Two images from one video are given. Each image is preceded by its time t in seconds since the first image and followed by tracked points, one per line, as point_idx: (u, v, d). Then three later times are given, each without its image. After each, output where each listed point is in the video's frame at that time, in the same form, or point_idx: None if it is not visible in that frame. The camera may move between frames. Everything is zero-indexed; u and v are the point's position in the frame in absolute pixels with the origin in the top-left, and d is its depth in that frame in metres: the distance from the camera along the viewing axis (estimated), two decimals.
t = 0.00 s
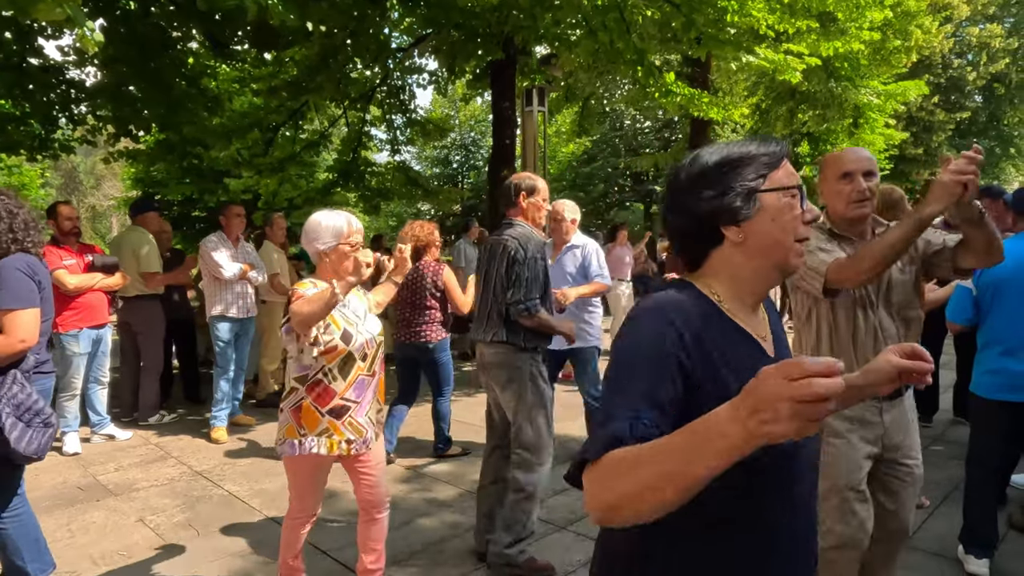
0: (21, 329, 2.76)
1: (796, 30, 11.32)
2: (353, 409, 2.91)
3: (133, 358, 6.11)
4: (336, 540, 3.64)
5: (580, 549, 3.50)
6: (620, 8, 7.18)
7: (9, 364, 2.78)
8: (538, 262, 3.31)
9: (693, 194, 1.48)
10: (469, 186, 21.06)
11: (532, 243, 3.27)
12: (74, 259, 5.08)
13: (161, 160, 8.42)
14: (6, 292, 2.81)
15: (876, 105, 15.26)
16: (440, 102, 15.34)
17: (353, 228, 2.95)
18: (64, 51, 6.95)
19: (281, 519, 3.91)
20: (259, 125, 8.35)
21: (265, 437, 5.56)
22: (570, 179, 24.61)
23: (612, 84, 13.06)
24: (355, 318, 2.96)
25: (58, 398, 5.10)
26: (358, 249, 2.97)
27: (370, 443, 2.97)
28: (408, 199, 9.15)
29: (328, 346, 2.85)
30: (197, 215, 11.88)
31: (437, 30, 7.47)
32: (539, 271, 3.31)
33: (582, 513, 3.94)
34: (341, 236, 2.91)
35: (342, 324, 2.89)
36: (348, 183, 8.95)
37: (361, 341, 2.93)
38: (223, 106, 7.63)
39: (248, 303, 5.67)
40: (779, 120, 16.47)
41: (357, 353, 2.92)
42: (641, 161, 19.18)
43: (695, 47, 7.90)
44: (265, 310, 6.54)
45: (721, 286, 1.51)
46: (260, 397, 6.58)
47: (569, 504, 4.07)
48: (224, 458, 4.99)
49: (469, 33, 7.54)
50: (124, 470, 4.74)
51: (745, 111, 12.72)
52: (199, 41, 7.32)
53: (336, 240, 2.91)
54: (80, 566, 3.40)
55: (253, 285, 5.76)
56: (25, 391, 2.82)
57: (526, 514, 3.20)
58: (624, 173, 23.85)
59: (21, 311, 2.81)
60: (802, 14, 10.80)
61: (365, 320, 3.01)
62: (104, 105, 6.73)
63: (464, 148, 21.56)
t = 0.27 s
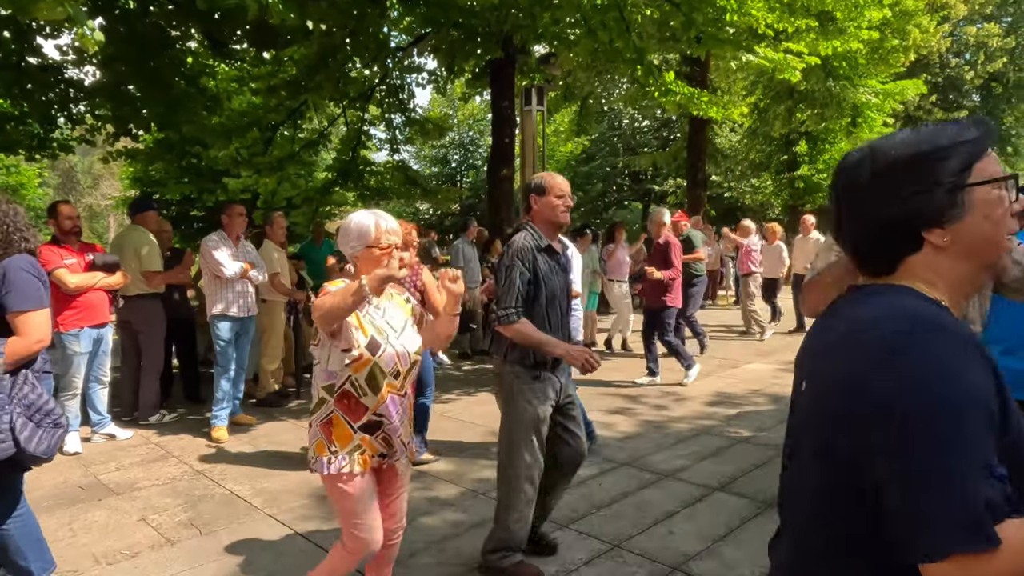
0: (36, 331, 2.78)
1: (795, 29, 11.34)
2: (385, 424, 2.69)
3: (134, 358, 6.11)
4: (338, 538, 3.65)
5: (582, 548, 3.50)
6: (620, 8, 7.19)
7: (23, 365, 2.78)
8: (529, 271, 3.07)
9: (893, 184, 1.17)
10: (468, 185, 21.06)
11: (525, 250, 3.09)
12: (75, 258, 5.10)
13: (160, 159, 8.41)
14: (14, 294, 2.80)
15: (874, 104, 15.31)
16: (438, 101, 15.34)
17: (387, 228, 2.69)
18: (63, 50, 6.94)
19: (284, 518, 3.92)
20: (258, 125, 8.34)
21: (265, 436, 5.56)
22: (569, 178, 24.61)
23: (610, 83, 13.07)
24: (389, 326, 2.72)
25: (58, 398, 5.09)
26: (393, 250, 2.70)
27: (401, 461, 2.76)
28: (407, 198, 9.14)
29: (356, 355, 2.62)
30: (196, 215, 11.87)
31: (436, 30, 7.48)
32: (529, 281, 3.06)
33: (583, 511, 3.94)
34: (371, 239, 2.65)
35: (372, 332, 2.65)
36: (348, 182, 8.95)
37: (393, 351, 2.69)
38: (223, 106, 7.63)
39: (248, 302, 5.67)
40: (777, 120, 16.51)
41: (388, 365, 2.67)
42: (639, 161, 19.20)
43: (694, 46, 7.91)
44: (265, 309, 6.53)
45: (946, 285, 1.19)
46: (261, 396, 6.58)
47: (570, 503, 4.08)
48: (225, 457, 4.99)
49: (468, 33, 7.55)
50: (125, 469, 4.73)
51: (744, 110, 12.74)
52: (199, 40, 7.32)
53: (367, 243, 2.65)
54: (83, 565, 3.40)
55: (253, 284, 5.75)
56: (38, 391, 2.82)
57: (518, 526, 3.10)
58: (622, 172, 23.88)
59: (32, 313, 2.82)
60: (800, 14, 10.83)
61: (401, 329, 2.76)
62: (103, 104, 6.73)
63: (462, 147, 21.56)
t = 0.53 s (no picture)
0: (37, 328, 2.81)
1: (795, 28, 11.34)
2: (398, 451, 2.32)
3: (135, 357, 6.11)
4: (340, 537, 3.65)
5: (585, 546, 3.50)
6: (620, 7, 7.19)
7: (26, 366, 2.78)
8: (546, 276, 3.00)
9: None
10: (467, 184, 21.07)
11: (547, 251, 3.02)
12: (76, 258, 5.11)
13: (160, 159, 8.40)
14: (12, 293, 2.77)
15: (874, 103, 15.33)
16: (438, 100, 15.33)
17: (424, 219, 2.39)
18: (63, 50, 6.93)
19: (286, 516, 3.92)
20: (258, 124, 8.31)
21: (267, 434, 5.56)
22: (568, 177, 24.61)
23: (610, 82, 13.07)
24: (414, 333, 2.35)
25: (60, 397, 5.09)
26: (431, 246, 2.39)
27: (417, 503, 2.33)
28: (407, 197, 9.14)
29: (367, 365, 2.31)
30: (195, 214, 11.86)
31: (436, 29, 7.48)
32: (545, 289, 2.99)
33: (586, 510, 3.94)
34: (401, 229, 2.36)
35: (386, 339, 2.31)
36: (348, 182, 8.98)
37: (410, 363, 2.31)
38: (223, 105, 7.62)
39: (249, 302, 5.66)
40: (776, 119, 16.52)
41: (407, 380, 2.31)
42: (638, 160, 19.20)
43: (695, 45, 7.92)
44: (266, 308, 6.54)
45: None
46: (261, 395, 6.58)
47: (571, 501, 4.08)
48: (228, 456, 4.99)
49: (468, 32, 7.54)
50: (127, 468, 4.73)
51: (743, 110, 12.75)
52: (199, 39, 7.31)
53: (398, 234, 2.36)
54: (86, 564, 3.40)
55: (254, 283, 5.74)
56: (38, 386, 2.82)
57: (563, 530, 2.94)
58: (621, 172, 23.90)
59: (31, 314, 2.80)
60: (800, 12, 10.83)
61: (431, 338, 2.36)
62: (102, 103, 6.72)
63: (461, 147, 21.55)
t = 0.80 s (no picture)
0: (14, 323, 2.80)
1: (796, 27, 11.32)
2: (470, 490, 1.99)
3: (136, 356, 6.10)
4: (343, 536, 3.65)
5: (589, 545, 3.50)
6: (621, 6, 7.18)
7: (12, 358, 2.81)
8: (578, 271, 2.89)
9: None
10: (467, 184, 21.06)
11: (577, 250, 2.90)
12: (78, 257, 5.10)
13: (161, 158, 8.40)
14: None
15: (874, 102, 15.33)
16: (438, 99, 15.33)
17: (493, 215, 2.05)
18: (64, 49, 6.93)
19: (289, 515, 3.92)
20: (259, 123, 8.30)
21: (268, 434, 5.56)
22: (568, 176, 24.60)
23: (610, 81, 13.07)
24: (483, 350, 2.00)
25: (62, 396, 5.09)
26: (502, 247, 2.05)
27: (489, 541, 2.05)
28: (407, 197, 9.12)
29: (431, 391, 1.96)
30: (195, 213, 11.85)
31: (437, 28, 7.47)
32: (577, 285, 2.88)
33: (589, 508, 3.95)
34: (468, 230, 2.02)
35: (450, 360, 1.96)
36: (348, 181, 8.97)
37: (481, 385, 1.96)
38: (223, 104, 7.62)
39: (250, 301, 5.66)
40: (775, 119, 16.52)
41: (479, 407, 1.96)
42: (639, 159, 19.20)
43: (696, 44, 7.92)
44: (268, 307, 6.55)
45: None
46: (263, 395, 6.58)
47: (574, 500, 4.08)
48: (230, 455, 4.99)
49: (469, 31, 7.54)
50: (129, 467, 4.73)
51: (744, 109, 12.74)
52: (199, 38, 7.30)
53: (463, 236, 2.03)
54: (89, 563, 3.40)
55: (256, 282, 5.74)
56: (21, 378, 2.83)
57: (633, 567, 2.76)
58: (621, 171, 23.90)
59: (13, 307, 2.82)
60: (800, 11, 10.83)
61: (504, 355, 2.01)
62: (103, 103, 6.71)
63: (461, 146, 21.54)
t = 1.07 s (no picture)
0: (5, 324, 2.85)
1: (798, 26, 11.29)
2: (570, 513, 1.77)
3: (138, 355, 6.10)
4: (346, 534, 3.65)
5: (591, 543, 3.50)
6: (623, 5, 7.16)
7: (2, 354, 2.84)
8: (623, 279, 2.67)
9: None
10: (467, 183, 21.05)
11: (620, 256, 2.67)
12: (81, 256, 5.10)
13: (161, 157, 8.40)
14: None
15: (874, 102, 15.33)
16: (438, 98, 15.29)
17: (591, 195, 1.82)
18: (64, 48, 6.92)
19: (292, 514, 3.92)
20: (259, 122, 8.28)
21: (270, 432, 5.56)
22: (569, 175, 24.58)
23: (611, 80, 13.06)
24: (573, 350, 1.78)
25: (64, 395, 5.09)
26: (598, 231, 1.82)
27: None
28: (408, 196, 9.12)
29: (517, 398, 1.73)
30: (196, 213, 11.84)
31: (437, 26, 7.45)
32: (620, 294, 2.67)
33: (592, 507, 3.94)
34: (563, 209, 1.78)
35: (540, 363, 1.74)
36: (348, 180, 8.96)
37: (576, 390, 1.75)
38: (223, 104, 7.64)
39: (252, 299, 5.66)
40: (775, 119, 16.46)
41: (573, 415, 1.75)
42: (639, 158, 19.18)
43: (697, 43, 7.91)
44: (269, 306, 6.53)
45: None
46: (265, 394, 6.57)
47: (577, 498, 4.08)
48: (232, 454, 4.99)
49: (469, 30, 7.52)
50: (131, 466, 4.74)
51: (745, 108, 12.72)
52: (200, 38, 7.30)
53: (556, 215, 1.78)
54: (92, 561, 3.40)
55: (257, 280, 5.74)
56: (10, 374, 2.83)
57: None
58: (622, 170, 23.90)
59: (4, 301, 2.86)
60: (801, 10, 10.82)
61: (598, 355, 1.80)
62: (104, 101, 6.71)
63: (462, 145, 21.52)
